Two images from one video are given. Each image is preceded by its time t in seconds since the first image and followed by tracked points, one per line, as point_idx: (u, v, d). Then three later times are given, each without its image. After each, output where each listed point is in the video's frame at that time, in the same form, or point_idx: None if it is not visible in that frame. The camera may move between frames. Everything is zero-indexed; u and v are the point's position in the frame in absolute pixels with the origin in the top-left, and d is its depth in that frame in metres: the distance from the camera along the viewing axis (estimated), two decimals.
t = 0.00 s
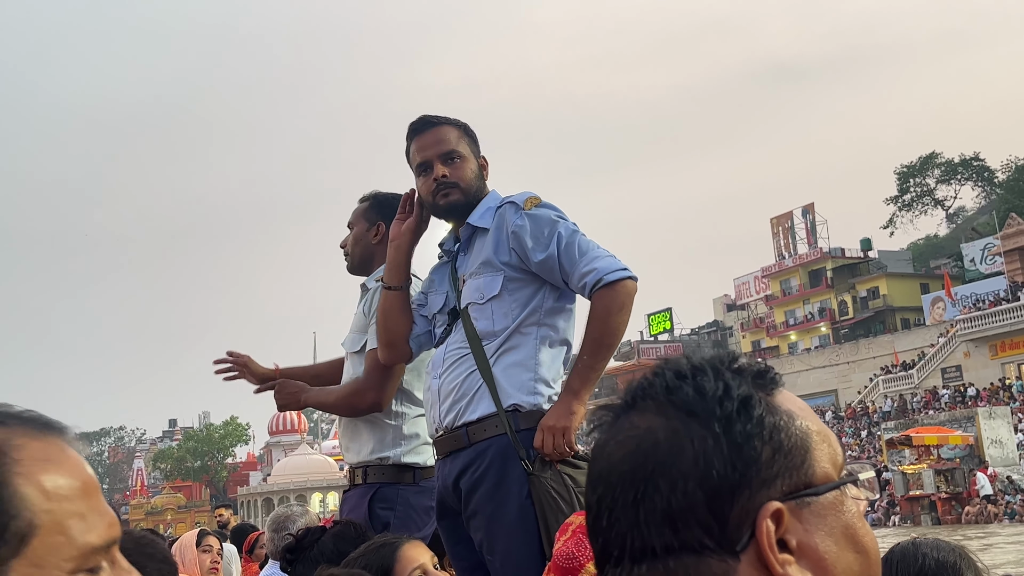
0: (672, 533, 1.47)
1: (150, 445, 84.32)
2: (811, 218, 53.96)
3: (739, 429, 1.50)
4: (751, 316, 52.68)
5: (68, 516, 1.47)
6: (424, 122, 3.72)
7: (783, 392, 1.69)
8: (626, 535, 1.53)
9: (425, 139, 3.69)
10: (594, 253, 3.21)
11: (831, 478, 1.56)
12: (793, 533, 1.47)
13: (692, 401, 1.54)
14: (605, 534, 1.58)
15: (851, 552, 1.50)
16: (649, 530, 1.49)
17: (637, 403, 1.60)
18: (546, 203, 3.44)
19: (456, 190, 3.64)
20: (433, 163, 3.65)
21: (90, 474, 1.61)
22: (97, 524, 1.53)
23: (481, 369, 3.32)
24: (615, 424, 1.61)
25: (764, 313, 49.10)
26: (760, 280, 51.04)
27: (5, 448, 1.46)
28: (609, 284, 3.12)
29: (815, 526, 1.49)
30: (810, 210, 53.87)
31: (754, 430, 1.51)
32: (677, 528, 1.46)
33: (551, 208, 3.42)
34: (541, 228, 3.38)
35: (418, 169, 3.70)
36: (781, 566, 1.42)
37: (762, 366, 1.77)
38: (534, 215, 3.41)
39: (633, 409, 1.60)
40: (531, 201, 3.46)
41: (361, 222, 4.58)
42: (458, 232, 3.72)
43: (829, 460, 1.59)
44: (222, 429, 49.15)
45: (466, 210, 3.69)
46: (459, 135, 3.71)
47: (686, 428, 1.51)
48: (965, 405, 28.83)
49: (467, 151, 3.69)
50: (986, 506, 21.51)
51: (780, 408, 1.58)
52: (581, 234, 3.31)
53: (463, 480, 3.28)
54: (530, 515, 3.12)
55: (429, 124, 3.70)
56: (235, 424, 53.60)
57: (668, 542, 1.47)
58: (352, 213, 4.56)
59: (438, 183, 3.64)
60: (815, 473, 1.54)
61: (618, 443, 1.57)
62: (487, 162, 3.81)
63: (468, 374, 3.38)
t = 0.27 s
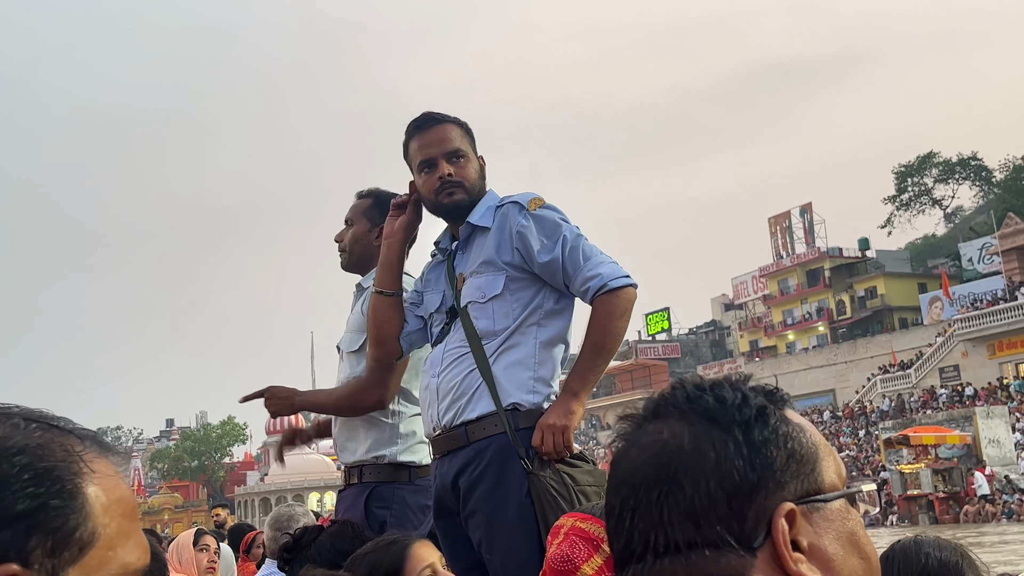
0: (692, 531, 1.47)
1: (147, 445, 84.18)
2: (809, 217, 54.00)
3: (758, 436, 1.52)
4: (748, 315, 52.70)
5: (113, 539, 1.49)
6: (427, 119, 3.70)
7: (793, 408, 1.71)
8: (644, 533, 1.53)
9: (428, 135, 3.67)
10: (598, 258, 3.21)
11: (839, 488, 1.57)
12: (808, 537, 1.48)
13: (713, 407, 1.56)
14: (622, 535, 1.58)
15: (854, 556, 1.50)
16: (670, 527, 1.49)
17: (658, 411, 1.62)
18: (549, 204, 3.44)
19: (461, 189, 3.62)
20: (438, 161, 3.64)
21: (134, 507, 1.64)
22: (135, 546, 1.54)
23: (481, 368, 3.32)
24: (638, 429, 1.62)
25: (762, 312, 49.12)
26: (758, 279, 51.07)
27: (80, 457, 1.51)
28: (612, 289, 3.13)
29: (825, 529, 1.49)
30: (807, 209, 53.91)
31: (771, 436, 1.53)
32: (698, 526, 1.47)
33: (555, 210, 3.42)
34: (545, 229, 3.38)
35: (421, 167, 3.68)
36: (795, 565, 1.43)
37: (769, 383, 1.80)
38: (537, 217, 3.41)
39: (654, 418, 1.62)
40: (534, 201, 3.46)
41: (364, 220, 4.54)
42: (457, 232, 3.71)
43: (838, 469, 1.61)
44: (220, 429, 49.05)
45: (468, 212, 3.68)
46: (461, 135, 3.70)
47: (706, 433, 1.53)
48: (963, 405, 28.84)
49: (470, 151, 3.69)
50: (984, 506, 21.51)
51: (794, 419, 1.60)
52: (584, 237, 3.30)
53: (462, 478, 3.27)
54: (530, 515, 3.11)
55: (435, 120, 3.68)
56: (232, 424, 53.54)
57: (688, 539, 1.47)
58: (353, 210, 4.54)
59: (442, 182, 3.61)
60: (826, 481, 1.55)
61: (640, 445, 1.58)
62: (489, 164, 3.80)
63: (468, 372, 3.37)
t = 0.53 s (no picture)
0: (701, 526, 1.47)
1: (145, 444, 84.14)
2: (807, 216, 54.03)
3: (768, 438, 1.52)
4: (747, 314, 52.74)
5: (128, 539, 1.48)
6: (427, 117, 3.69)
7: (798, 416, 1.71)
8: (654, 529, 1.52)
9: (427, 133, 3.66)
10: (593, 256, 3.20)
11: (842, 496, 1.57)
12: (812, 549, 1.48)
13: (728, 408, 1.57)
14: (631, 532, 1.57)
15: (857, 560, 1.49)
16: (680, 523, 1.48)
17: (673, 411, 1.61)
18: (546, 202, 3.43)
19: (459, 189, 3.62)
20: (437, 160, 3.63)
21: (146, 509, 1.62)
22: (148, 547, 1.54)
23: (477, 365, 3.31)
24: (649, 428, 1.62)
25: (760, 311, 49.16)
26: (757, 278, 51.10)
27: (95, 458, 1.50)
28: (607, 287, 3.12)
29: (829, 533, 1.49)
30: (806, 208, 53.93)
31: (780, 440, 1.53)
32: (707, 521, 1.46)
33: (551, 207, 3.41)
34: (542, 226, 3.37)
35: (419, 165, 3.67)
36: (801, 567, 1.43)
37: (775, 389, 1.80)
38: (533, 214, 3.40)
39: (665, 419, 1.62)
40: (530, 199, 3.45)
41: (372, 222, 4.36)
42: (454, 230, 3.71)
43: (842, 477, 1.61)
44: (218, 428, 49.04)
45: (464, 210, 3.67)
46: (457, 132, 3.68)
47: (719, 435, 1.53)
48: (962, 404, 28.88)
49: (468, 149, 3.69)
50: (983, 505, 21.55)
51: (803, 424, 1.61)
52: (580, 236, 3.30)
53: (459, 476, 3.27)
54: (527, 514, 3.10)
55: (433, 119, 3.68)
56: (231, 423, 53.56)
57: (695, 536, 1.47)
58: (360, 209, 4.35)
59: (440, 181, 3.61)
60: (831, 486, 1.55)
61: (651, 443, 1.58)
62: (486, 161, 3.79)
63: (465, 370, 3.36)
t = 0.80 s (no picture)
0: (704, 520, 1.48)
1: (145, 442, 84.11)
2: (806, 214, 54.10)
3: (766, 432, 1.55)
4: (745, 312, 52.82)
5: (129, 542, 1.51)
6: (414, 121, 3.71)
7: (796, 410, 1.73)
8: (650, 524, 1.54)
9: (416, 138, 3.68)
10: (588, 253, 3.22)
11: (839, 491, 1.58)
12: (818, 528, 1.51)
13: (722, 399, 1.59)
14: (626, 527, 1.58)
15: (851, 557, 1.52)
16: (678, 520, 1.50)
17: (666, 403, 1.63)
18: (541, 200, 3.44)
19: (450, 192, 3.64)
20: (425, 164, 3.65)
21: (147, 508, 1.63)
22: (149, 551, 1.56)
23: (475, 362, 3.33)
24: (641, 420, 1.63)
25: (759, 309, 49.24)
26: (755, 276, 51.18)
27: (98, 460, 1.52)
28: (603, 284, 3.13)
29: (826, 529, 1.51)
30: (804, 207, 54.00)
31: (778, 435, 1.55)
32: (711, 513, 1.48)
33: (547, 206, 3.43)
34: (536, 225, 3.39)
35: (410, 170, 3.70)
36: (798, 564, 1.45)
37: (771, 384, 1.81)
38: (528, 212, 3.42)
39: (661, 410, 1.63)
40: (526, 198, 3.47)
41: (377, 222, 4.39)
42: (452, 229, 3.73)
43: (838, 473, 1.63)
44: (217, 427, 49.13)
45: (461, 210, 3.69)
46: (451, 133, 3.70)
47: (716, 428, 1.55)
48: (960, 402, 28.95)
49: (458, 149, 3.69)
50: (981, 503, 21.62)
51: (797, 419, 1.63)
52: (576, 233, 3.32)
53: (457, 475, 3.29)
54: (524, 513, 3.13)
55: (419, 124, 3.69)
56: (230, 421, 53.67)
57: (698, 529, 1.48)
58: (365, 208, 4.39)
59: (432, 185, 3.64)
60: (825, 481, 1.57)
61: (645, 438, 1.59)
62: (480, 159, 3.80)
63: (462, 369, 3.39)
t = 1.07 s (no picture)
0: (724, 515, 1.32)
1: (144, 441, 83.99)
2: (805, 213, 54.13)
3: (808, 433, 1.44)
4: (744, 311, 52.82)
5: (125, 548, 1.49)
6: (409, 123, 3.71)
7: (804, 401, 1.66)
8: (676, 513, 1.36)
9: (411, 140, 3.68)
10: (586, 253, 3.22)
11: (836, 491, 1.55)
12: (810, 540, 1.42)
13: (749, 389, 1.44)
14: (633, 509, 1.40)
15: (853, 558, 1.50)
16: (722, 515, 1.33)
17: (688, 381, 1.45)
18: (539, 199, 3.44)
19: (446, 193, 3.64)
20: (421, 166, 3.65)
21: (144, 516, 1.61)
22: (144, 555, 1.54)
23: (474, 361, 3.33)
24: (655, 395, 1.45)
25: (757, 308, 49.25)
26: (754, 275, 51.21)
27: (100, 462, 1.50)
28: (601, 283, 3.13)
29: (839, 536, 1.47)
30: (803, 206, 54.03)
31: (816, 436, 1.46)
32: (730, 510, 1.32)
33: (544, 205, 3.43)
34: (534, 224, 3.38)
35: (407, 172, 3.70)
36: None
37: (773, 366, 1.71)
38: (526, 211, 3.41)
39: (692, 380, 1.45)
40: (523, 197, 3.47)
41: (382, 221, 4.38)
42: (450, 229, 3.72)
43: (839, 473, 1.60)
44: (216, 426, 49.12)
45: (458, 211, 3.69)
46: (446, 133, 3.70)
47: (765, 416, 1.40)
48: (959, 400, 28.92)
49: (454, 150, 3.69)
50: (980, 501, 21.60)
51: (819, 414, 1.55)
52: (574, 231, 3.31)
53: (457, 474, 3.29)
54: (523, 513, 3.13)
55: (415, 125, 3.69)
56: (229, 420, 53.65)
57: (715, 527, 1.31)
58: (370, 206, 4.39)
59: (428, 187, 3.63)
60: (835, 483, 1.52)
61: (664, 414, 1.40)
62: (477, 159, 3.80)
63: (462, 368, 3.38)
